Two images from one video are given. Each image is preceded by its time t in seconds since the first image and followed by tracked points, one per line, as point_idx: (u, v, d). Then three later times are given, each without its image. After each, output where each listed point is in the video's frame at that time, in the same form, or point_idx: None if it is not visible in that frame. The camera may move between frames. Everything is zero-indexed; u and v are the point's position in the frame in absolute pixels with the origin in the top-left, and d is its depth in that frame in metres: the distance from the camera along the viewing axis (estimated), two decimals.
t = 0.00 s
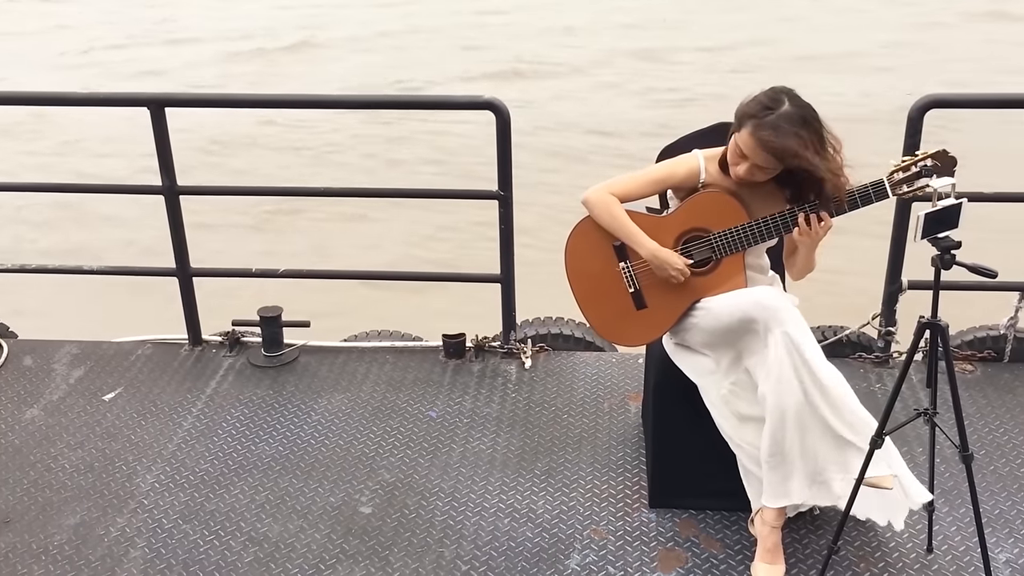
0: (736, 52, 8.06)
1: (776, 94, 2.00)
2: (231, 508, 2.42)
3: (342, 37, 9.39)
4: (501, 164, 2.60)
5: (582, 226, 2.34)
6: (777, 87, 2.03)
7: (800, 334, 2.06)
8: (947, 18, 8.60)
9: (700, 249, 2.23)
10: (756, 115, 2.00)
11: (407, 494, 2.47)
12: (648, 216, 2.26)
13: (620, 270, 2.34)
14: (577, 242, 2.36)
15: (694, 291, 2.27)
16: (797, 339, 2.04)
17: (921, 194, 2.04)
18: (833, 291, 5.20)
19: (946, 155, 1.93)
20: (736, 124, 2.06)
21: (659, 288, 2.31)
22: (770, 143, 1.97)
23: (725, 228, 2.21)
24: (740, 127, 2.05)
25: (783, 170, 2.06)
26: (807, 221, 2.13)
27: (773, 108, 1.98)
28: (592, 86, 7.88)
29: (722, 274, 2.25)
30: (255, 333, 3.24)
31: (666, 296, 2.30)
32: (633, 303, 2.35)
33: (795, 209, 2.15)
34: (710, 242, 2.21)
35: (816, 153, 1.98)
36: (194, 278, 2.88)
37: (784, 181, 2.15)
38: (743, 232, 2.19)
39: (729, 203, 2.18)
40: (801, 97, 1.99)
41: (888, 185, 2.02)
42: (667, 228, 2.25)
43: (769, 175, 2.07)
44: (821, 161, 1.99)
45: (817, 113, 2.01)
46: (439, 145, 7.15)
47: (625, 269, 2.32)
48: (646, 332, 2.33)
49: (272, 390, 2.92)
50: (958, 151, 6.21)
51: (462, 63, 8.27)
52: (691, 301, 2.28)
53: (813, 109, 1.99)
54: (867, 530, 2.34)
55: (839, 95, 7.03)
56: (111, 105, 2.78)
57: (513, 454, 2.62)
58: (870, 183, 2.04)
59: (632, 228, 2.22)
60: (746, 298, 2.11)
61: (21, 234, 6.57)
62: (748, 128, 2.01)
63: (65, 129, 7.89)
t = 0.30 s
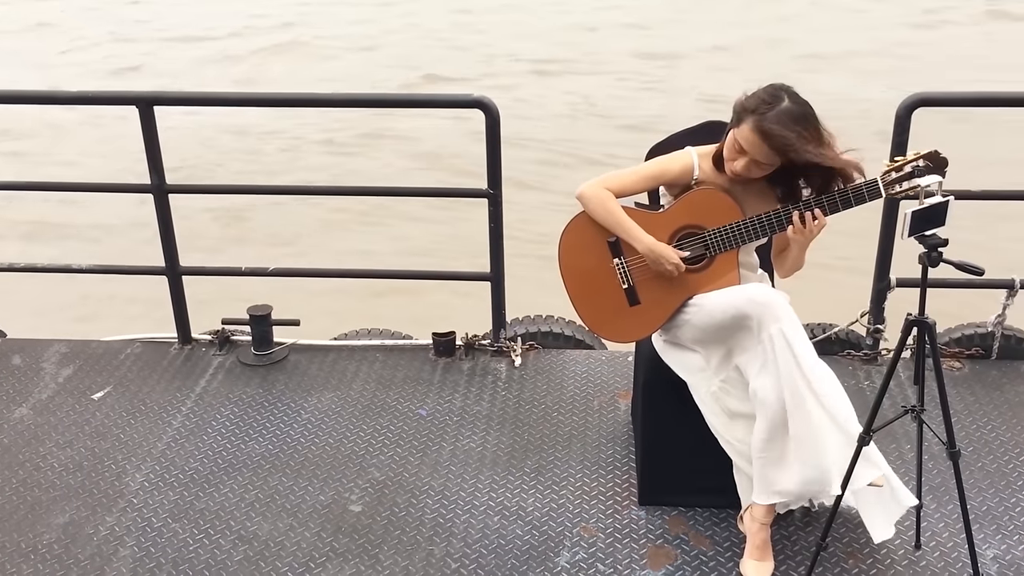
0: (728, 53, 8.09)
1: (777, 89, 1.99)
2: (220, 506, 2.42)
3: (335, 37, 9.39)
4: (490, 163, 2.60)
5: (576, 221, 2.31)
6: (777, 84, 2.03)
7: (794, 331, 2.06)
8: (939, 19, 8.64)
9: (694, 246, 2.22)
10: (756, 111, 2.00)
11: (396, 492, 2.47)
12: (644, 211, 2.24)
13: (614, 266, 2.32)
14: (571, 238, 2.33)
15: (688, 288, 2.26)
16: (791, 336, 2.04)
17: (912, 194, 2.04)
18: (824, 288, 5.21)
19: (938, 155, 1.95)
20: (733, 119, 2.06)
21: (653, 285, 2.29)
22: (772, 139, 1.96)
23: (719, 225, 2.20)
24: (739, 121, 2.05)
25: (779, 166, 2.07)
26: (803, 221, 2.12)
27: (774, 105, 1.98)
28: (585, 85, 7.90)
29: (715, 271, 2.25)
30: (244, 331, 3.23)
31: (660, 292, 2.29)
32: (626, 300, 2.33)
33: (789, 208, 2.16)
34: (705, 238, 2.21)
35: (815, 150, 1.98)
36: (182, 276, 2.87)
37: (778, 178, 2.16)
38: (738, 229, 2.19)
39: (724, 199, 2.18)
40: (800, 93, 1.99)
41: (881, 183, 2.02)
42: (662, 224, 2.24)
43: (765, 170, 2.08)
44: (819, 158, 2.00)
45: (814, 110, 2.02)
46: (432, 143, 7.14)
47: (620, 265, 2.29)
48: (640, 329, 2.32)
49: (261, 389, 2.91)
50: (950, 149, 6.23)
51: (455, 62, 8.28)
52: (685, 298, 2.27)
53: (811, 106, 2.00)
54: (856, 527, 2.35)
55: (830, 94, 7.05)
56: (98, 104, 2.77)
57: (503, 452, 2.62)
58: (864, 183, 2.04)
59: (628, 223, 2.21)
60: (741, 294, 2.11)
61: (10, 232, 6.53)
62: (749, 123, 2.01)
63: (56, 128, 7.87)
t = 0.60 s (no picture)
0: (717, 52, 8.12)
1: (759, 91, 2.00)
2: (204, 505, 2.41)
3: (324, 36, 9.37)
4: (474, 161, 2.60)
5: (560, 219, 2.31)
6: (759, 85, 2.04)
7: (778, 329, 2.06)
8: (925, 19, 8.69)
9: (678, 243, 2.22)
10: (737, 111, 2.01)
11: (381, 491, 2.47)
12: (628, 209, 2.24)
13: (598, 264, 2.32)
14: (555, 236, 2.33)
15: (673, 286, 2.26)
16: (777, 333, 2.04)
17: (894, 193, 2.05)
18: (811, 287, 5.22)
19: (920, 153, 1.97)
20: (714, 119, 2.07)
21: (638, 282, 2.29)
22: (752, 139, 1.97)
23: (703, 223, 2.21)
24: (719, 121, 2.05)
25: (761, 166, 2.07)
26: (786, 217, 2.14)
27: (755, 105, 1.99)
28: (573, 84, 7.91)
29: (699, 269, 2.25)
30: (228, 331, 3.22)
31: (644, 290, 2.29)
32: (611, 298, 2.32)
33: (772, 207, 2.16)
34: (689, 236, 2.21)
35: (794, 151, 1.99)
36: (166, 275, 2.86)
37: (761, 176, 2.17)
38: (721, 226, 2.19)
39: (707, 197, 2.18)
40: (781, 94, 2.00)
41: (863, 181, 2.03)
42: (646, 222, 2.24)
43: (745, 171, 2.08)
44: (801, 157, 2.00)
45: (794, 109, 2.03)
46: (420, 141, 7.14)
47: (604, 263, 2.29)
48: (625, 327, 2.32)
49: (244, 389, 2.91)
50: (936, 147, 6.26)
51: (444, 62, 8.28)
52: (669, 295, 2.26)
53: (792, 107, 2.00)
54: (838, 524, 2.36)
55: (818, 92, 7.08)
56: (82, 102, 2.76)
57: (487, 450, 2.62)
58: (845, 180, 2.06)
59: (612, 220, 2.20)
60: (725, 292, 2.11)
61: None
62: (729, 123, 2.01)
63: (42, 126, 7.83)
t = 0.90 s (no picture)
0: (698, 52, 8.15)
1: (721, 100, 2.00)
2: (179, 507, 2.40)
3: (306, 36, 9.35)
4: (449, 161, 2.60)
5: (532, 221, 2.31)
6: (725, 93, 2.03)
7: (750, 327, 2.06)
8: (906, 18, 8.75)
9: (649, 244, 2.23)
10: (697, 119, 2.01)
11: (357, 491, 2.46)
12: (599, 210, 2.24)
13: (571, 266, 2.32)
14: (527, 238, 2.33)
15: (645, 286, 2.27)
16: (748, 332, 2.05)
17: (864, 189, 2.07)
18: (791, 285, 5.25)
19: (888, 150, 1.97)
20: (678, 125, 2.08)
21: (610, 283, 2.29)
22: (706, 150, 1.99)
23: (674, 224, 2.21)
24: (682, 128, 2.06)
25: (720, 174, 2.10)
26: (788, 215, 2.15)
27: (715, 115, 1.99)
28: (556, 83, 7.91)
29: (671, 269, 2.26)
30: (204, 331, 3.21)
31: (616, 290, 2.29)
32: (584, 299, 2.33)
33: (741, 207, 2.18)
34: (660, 237, 2.21)
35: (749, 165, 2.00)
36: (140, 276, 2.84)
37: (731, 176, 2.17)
38: (692, 226, 2.20)
39: (677, 198, 2.19)
40: (745, 105, 1.99)
41: (833, 180, 2.05)
42: (617, 223, 2.25)
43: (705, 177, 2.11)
44: (755, 169, 2.01)
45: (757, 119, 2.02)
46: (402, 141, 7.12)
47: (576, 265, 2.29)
48: (598, 328, 2.32)
49: (220, 390, 2.89)
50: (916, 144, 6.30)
51: (426, 62, 8.28)
52: (641, 296, 2.27)
53: (754, 118, 2.00)
54: (813, 520, 2.37)
55: (799, 91, 7.11)
56: (54, 102, 2.74)
57: (463, 450, 2.62)
58: (812, 180, 2.07)
59: (583, 221, 2.21)
60: (697, 293, 2.11)
61: None
62: (688, 131, 2.03)
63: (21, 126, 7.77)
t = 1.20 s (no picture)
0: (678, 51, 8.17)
1: (676, 76, 2.05)
2: (150, 511, 2.38)
3: (287, 36, 9.31)
4: (421, 161, 2.59)
5: (499, 227, 2.31)
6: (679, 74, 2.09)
7: (718, 324, 2.07)
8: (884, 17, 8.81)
9: (617, 247, 2.23)
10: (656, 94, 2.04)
11: (331, 493, 2.45)
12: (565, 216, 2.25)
13: (538, 271, 2.32)
14: (495, 244, 2.33)
15: (613, 289, 2.27)
16: (717, 331, 2.05)
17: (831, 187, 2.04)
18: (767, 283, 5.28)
19: (854, 148, 1.92)
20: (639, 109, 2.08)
21: (578, 288, 2.30)
22: (669, 113, 1.99)
23: (640, 226, 2.21)
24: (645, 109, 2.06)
25: (689, 153, 2.07)
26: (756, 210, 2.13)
27: (672, 86, 2.03)
28: (536, 83, 7.91)
29: (639, 271, 2.26)
30: (177, 333, 3.19)
31: (584, 295, 2.30)
32: (553, 304, 2.33)
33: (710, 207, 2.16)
34: (627, 240, 2.21)
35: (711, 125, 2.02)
36: (110, 276, 2.82)
37: (697, 173, 2.18)
38: (659, 229, 2.19)
39: (643, 200, 2.19)
40: (699, 78, 2.05)
41: (797, 178, 2.02)
42: (584, 226, 2.25)
43: (674, 158, 2.07)
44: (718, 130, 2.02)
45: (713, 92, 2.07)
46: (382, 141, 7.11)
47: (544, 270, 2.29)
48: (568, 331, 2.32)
49: (192, 392, 2.87)
50: (893, 142, 6.34)
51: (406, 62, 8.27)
52: (609, 300, 2.28)
53: (709, 88, 2.05)
54: (786, 518, 2.38)
55: (778, 90, 7.14)
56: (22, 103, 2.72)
57: (437, 451, 2.61)
58: (778, 177, 2.04)
59: (548, 226, 2.21)
60: (665, 295, 2.11)
61: None
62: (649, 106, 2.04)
63: None
